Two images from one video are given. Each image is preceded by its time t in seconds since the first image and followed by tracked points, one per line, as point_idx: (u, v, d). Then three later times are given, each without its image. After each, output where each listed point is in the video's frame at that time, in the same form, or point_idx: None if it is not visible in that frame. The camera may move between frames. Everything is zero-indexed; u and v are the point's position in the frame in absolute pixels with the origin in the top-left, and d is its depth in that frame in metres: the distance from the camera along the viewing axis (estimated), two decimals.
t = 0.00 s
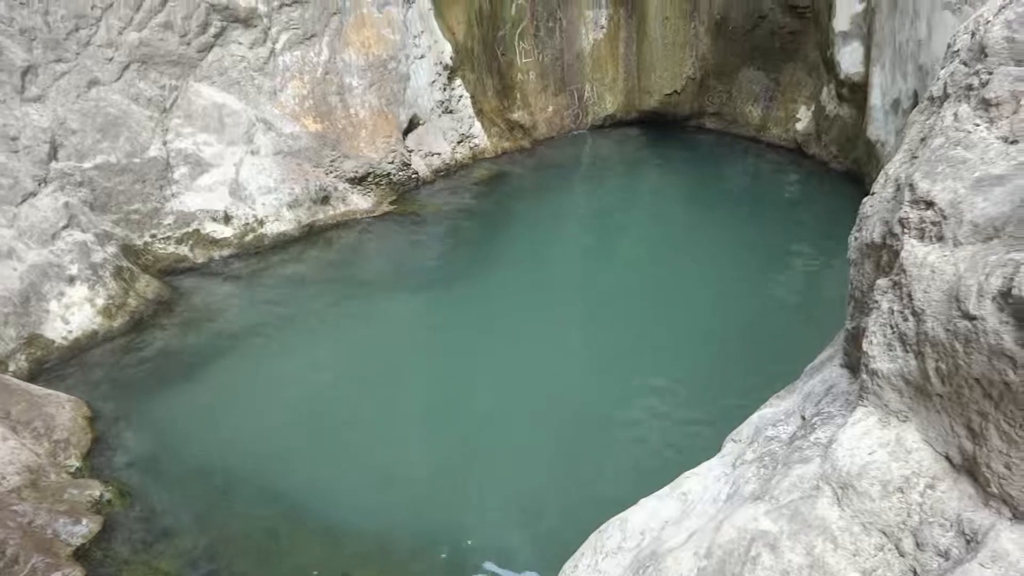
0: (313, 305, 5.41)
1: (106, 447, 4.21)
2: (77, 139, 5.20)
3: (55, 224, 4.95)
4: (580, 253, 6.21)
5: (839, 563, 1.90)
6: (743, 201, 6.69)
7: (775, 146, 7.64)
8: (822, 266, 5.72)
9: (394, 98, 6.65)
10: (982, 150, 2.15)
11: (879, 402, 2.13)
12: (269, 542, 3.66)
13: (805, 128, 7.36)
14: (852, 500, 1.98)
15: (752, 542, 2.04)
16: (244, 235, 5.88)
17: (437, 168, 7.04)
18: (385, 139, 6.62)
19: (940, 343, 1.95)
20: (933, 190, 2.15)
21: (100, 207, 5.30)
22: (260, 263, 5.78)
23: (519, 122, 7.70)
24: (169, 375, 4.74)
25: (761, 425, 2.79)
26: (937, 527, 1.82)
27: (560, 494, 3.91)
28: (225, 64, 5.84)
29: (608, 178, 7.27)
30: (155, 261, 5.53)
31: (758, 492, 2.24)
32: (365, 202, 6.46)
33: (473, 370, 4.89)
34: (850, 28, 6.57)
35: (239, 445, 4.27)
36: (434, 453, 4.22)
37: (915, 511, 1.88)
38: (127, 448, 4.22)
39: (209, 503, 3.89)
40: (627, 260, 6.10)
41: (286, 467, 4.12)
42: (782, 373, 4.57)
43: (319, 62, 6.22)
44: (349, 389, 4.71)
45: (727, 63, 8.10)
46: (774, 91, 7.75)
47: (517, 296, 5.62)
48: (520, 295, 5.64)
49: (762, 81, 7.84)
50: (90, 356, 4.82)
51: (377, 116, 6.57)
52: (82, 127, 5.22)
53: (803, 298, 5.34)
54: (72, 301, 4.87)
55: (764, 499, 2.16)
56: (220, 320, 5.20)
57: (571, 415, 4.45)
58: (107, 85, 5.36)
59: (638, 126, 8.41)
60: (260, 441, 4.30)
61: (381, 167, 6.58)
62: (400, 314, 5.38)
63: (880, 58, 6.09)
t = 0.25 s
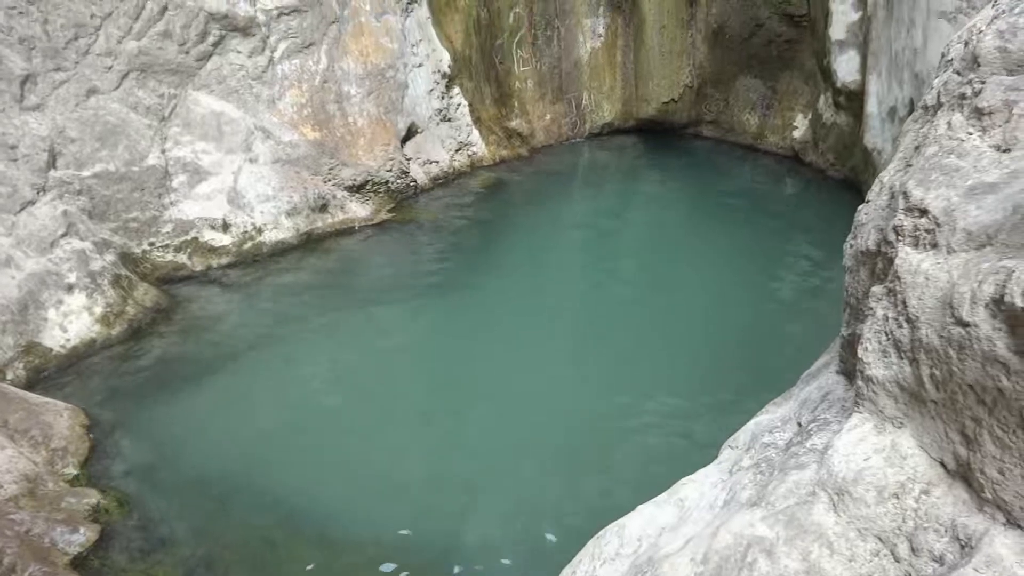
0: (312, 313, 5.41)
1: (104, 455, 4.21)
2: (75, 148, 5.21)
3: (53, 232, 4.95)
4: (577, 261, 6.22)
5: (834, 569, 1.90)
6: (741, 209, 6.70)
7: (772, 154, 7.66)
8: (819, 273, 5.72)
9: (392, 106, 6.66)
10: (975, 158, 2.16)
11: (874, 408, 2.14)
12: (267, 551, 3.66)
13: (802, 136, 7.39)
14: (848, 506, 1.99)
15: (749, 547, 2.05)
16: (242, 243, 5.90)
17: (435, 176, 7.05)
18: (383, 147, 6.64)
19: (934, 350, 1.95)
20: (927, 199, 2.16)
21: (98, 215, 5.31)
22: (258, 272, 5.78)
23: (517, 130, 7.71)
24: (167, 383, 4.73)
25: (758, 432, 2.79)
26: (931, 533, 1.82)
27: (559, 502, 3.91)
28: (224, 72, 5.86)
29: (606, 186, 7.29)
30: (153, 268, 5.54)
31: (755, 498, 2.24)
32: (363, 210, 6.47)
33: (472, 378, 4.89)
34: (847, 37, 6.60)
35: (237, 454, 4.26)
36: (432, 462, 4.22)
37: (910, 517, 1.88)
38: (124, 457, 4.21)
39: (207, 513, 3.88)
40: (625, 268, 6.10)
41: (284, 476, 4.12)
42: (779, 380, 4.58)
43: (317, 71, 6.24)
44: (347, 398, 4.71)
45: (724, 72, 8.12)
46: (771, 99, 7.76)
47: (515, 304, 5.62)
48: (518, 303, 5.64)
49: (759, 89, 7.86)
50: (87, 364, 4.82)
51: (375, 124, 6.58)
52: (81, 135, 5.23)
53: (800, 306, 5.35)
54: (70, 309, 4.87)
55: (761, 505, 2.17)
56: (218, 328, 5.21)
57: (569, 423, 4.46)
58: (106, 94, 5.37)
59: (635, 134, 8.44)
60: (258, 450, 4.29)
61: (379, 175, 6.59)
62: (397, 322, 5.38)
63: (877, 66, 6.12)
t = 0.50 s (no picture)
0: (309, 319, 5.40)
1: (102, 462, 4.20)
2: (73, 155, 5.21)
3: (50, 239, 4.95)
4: (574, 266, 6.23)
5: (830, 571, 1.91)
6: (737, 214, 6.72)
7: (768, 159, 7.67)
8: (816, 278, 5.74)
9: (390, 112, 6.67)
10: (967, 163, 2.14)
11: (869, 411, 2.14)
12: (266, 557, 3.66)
13: (799, 141, 7.41)
14: (844, 508, 1.99)
15: (744, 550, 2.06)
16: (240, 249, 5.87)
17: (432, 182, 7.05)
18: (381, 153, 6.64)
19: (928, 353, 1.97)
20: (920, 203, 2.15)
21: (96, 222, 5.30)
22: (256, 278, 5.77)
23: (515, 136, 7.71)
24: (164, 390, 4.73)
25: (755, 436, 2.80)
26: (926, 535, 1.84)
27: (558, 506, 3.91)
28: (222, 79, 5.86)
29: (603, 191, 7.30)
30: (151, 275, 5.53)
31: (751, 501, 2.24)
32: (361, 216, 6.48)
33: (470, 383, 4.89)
34: (843, 42, 6.63)
35: (236, 460, 4.26)
36: (431, 466, 4.22)
37: (905, 519, 1.90)
38: (122, 463, 4.21)
39: (206, 519, 3.87)
40: (621, 273, 6.12)
41: (283, 482, 4.11)
42: (777, 385, 4.60)
43: (314, 78, 6.25)
44: (344, 403, 4.71)
45: (720, 77, 8.11)
46: (768, 104, 7.79)
47: (512, 309, 5.63)
48: (515, 308, 5.65)
49: (756, 94, 7.86)
50: (85, 372, 4.81)
51: (373, 130, 6.59)
52: (79, 143, 5.23)
53: (797, 310, 5.37)
54: (67, 317, 4.87)
55: (758, 508, 2.17)
56: (216, 334, 5.20)
57: (568, 427, 4.47)
58: (104, 101, 5.37)
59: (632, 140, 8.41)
60: (257, 456, 4.29)
61: (377, 181, 6.59)
62: (395, 327, 5.38)
63: (872, 71, 6.14)
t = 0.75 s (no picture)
0: (303, 325, 5.39)
1: (95, 469, 4.19)
2: (66, 161, 5.19)
3: (44, 246, 4.93)
4: (568, 270, 6.24)
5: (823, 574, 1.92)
6: (731, 218, 6.74)
7: (761, 163, 7.69)
8: (809, 282, 5.76)
9: (384, 118, 6.66)
10: (957, 168, 2.15)
11: (861, 414, 2.15)
12: (261, 564, 3.64)
13: (792, 145, 7.43)
14: (836, 511, 2.00)
15: (739, 553, 2.06)
16: (234, 255, 5.86)
17: (427, 187, 7.05)
18: (375, 158, 6.62)
19: (919, 356, 1.97)
20: (910, 208, 2.16)
21: (89, 228, 5.29)
22: (250, 284, 5.75)
23: (509, 141, 7.70)
24: (158, 397, 4.71)
25: (748, 439, 2.81)
26: (919, 537, 1.84)
27: (552, 510, 3.91)
28: (216, 85, 5.84)
29: (597, 196, 7.31)
30: (144, 282, 5.51)
31: (745, 504, 2.25)
32: (355, 221, 6.47)
33: (465, 388, 4.89)
34: (835, 47, 6.65)
35: (231, 466, 4.25)
36: (427, 471, 4.22)
37: (897, 521, 1.90)
38: (115, 470, 4.19)
39: (200, 526, 3.86)
40: (615, 277, 6.13)
41: (278, 488, 4.10)
42: (770, 389, 4.61)
43: (308, 84, 6.23)
44: (339, 408, 4.70)
45: (714, 83, 8.14)
46: (761, 109, 7.78)
47: (506, 314, 5.63)
48: (509, 312, 5.64)
49: (749, 99, 7.87)
50: (78, 379, 4.79)
51: (367, 136, 6.58)
52: (72, 149, 5.21)
53: (789, 314, 5.38)
54: (60, 324, 4.85)
55: (751, 511, 2.17)
56: (210, 340, 5.19)
57: (563, 431, 4.47)
58: (97, 107, 5.35)
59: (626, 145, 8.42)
60: (252, 462, 4.28)
61: (371, 187, 6.59)
62: (388, 332, 5.38)
63: (865, 77, 6.16)
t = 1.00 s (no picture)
0: (298, 329, 5.39)
1: (89, 474, 4.18)
2: (59, 166, 5.19)
3: (37, 251, 4.93)
4: (563, 274, 6.25)
5: None
6: (726, 222, 6.75)
7: (756, 167, 7.70)
8: (803, 286, 5.78)
9: (378, 122, 6.65)
10: (947, 173, 2.18)
11: (854, 418, 2.16)
12: (256, 569, 3.64)
13: (786, 149, 7.45)
14: (829, 514, 2.00)
15: (732, 557, 2.06)
16: (229, 260, 5.86)
17: (421, 192, 7.05)
18: (370, 162, 6.62)
19: (910, 360, 1.97)
20: (901, 212, 2.18)
21: (83, 233, 5.28)
22: (244, 288, 5.75)
23: (503, 145, 7.70)
24: (152, 402, 4.70)
25: (742, 443, 2.82)
26: (910, 540, 1.85)
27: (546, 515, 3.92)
28: (210, 89, 5.84)
29: (591, 200, 7.32)
30: (138, 287, 5.50)
31: (738, 508, 2.25)
32: (350, 226, 6.46)
33: (459, 392, 4.90)
34: (828, 52, 6.67)
35: (225, 471, 4.24)
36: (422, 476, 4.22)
37: (889, 524, 1.91)
38: (109, 475, 4.18)
39: (194, 531, 3.85)
40: (610, 281, 6.14)
41: (273, 493, 4.10)
42: (764, 393, 4.62)
43: (303, 88, 6.22)
44: (334, 413, 4.69)
45: (708, 87, 8.13)
46: (755, 114, 7.80)
47: (501, 318, 5.63)
48: (503, 317, 5.65)
49: (743, 104, 7.88)
50: (72, 385, 4.78)
51: (362, 140, 6.57)
52: (65, 153, 5.22)
53: (783, 318, 5.40)
54: (54, 329, 4.84)
55: (745, 515, 2.17)
56: (205, 345, 5.18)
57: (558, 435, 4.48)
58: (91, 112, 5.35)
59: (620, 150, 8.41)
60: (247, 467, 4.27)
61: (365, 191, 6.58)
62: (382, 337, 5.38)
63: (857, 81, 6.18)
